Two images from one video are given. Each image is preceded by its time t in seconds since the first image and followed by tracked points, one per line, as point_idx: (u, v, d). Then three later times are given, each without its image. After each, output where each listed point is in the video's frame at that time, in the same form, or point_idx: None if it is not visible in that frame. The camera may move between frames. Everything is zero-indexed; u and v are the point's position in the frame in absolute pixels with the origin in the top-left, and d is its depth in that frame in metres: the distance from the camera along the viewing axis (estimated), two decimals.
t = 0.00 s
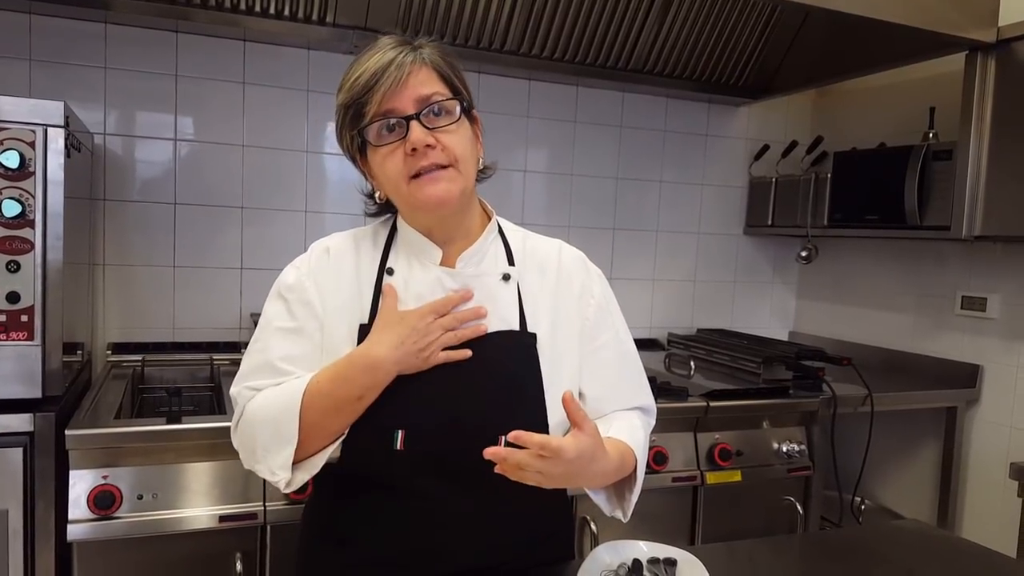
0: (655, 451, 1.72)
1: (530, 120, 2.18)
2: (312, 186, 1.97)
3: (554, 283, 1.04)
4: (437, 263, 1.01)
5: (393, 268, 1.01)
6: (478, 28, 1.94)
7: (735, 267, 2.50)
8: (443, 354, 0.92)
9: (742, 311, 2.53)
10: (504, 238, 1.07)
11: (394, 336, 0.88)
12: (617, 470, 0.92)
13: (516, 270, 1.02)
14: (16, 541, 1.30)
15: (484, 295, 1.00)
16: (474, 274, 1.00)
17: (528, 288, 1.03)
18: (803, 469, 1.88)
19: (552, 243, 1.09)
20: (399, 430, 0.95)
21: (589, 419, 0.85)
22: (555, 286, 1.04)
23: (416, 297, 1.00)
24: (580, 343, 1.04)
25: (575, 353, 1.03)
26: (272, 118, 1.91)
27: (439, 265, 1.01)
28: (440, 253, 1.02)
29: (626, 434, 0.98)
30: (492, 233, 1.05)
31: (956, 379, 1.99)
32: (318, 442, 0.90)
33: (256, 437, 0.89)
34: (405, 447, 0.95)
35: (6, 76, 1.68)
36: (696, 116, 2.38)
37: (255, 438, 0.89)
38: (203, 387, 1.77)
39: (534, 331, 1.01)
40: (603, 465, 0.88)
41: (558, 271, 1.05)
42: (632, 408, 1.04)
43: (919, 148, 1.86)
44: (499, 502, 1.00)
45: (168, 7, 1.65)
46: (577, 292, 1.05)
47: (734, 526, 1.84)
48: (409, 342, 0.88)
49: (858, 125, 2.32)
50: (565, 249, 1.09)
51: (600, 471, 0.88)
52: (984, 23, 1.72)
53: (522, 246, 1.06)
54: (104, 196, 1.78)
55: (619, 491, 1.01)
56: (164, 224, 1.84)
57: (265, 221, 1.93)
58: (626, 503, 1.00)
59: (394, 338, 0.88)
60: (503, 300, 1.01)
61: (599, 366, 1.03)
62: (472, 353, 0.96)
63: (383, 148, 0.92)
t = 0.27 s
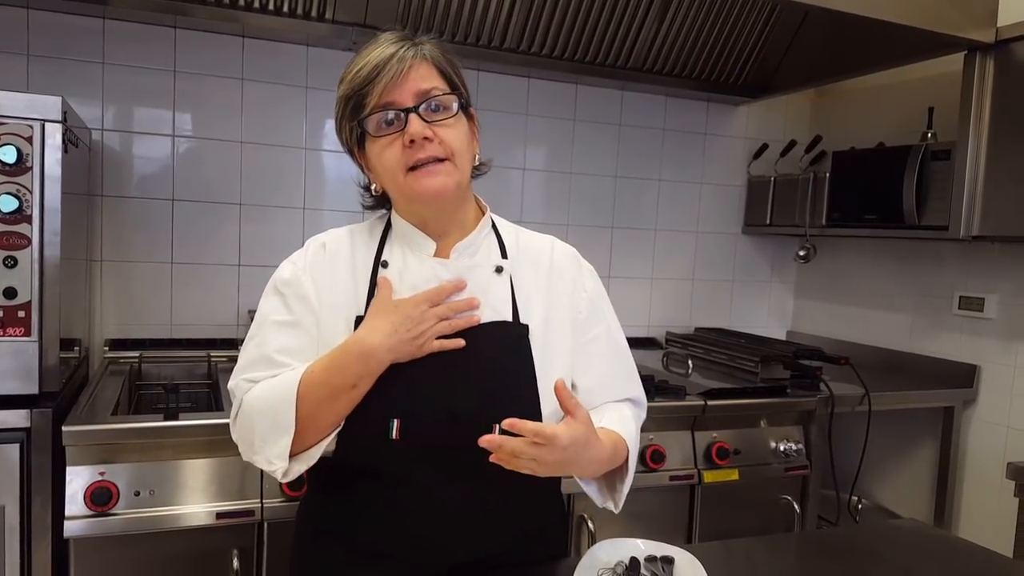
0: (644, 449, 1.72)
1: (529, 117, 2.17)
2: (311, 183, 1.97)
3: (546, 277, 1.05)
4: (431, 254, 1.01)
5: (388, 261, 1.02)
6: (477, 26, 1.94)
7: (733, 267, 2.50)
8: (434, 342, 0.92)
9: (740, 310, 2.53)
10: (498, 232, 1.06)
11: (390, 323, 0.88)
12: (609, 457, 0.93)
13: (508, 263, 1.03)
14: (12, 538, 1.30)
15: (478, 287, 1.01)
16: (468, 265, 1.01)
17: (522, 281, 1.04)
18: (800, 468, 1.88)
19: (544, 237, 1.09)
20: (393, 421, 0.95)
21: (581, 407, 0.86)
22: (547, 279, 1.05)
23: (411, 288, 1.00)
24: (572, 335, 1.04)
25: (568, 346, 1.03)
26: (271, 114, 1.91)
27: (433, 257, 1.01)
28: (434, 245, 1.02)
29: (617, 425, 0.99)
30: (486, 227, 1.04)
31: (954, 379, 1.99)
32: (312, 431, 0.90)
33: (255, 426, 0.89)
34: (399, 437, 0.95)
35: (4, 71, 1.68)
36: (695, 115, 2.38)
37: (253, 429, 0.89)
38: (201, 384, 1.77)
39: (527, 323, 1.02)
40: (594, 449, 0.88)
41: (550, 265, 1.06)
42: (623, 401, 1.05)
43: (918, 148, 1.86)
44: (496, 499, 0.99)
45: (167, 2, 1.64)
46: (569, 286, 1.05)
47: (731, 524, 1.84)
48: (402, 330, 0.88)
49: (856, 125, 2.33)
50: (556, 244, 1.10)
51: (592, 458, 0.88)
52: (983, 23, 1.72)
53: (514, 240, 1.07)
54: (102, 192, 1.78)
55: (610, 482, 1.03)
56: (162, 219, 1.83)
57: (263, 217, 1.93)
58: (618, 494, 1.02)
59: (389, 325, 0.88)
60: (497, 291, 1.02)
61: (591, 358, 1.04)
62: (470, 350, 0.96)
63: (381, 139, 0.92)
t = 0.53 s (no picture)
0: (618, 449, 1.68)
1: (529, 115, 2.17)
2: (311, 180, 1.96)
3: (537, 269, 1.11)
4: (426, 244, 1.06)
5: (384, 253, 1.06)
6: (478, 23, 1.93)
7: (733, 265, 2.50)
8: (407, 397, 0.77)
9: (741, 308, 2.53)
10: (491, 226, 1.12)
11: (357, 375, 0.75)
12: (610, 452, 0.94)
13: (500, 254, 1.09)
14: (13, 535, 1.30)
15: (471, 277, 1.06)
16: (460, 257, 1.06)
17: (514, 271, 1.09)
18: (801, 466, 1.88)
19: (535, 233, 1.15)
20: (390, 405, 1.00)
21: (582, 404, 0.86)
22: (538, 271, 1.11)
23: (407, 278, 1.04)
24: (563, 324, 1.09)
25: (559, 333, 1.08)
26: (271, 111, 1.90)
27: (428, 247, 1.06)
28: (429, 236, 1.07)
29: (615, 417, 1.02)
30: (479, 219, 1.10)
31: (955, 376, 1.99)
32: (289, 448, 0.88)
33: (246, 428, 0.88)
34: (395, 421, 1.00)
35: (4, 68, 1.68)
36: (696, 113, 2.38)
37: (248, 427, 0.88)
38: (201, 382, 1.77)
39: (519, 311, 1.07)
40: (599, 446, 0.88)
41: (542, 257, 1.12)
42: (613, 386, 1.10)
43: (919, 145, 1.86)
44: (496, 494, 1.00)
45: None
46: (560, 277, 1.11)
47: (732, 522, 1.84)
48: (362, 387, 0.75)
49: (857, 122, 2.32)
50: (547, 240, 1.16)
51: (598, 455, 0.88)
52: (985, 20, 1.72)
53: (507, 235, 1.13)
54: (102, 189, 1.78)
55: (607, 472, 1.04)
56: (162, 216, 1.83)
57: (263, 214, 1.93)
58: (614, 484, 1.02)
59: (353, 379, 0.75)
60: (489, 281, 1.07)
61: (581, 346, 1.10)
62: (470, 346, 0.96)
63: (385, 133, 0.93)
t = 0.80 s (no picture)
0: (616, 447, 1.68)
1: (530, 112, 2.17)
2: (311, 178, 1.96)
3: (537, 266, 1.11)
4: (426, 239, 1.06)
5: (385, 247, 1.06)
6: (478, 20, 1.93)
7: (734, 263, 2.50)
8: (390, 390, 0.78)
9: (742, 306, 2.53)
10: (491, 223, 1.12)
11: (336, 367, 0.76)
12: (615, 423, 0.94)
13: (500, 250, 1.09)
14: (13, 532, 1.30)
15: (470, 272, 1.06)
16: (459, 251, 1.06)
17: (512, 267, 1.09)
18: (801, 464, 1.88)
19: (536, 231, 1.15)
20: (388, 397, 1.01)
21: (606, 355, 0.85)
22: (538, 267, 1.10)
23: (405, 272, 1.04)
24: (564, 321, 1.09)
25: (558, 329, 1.08)
26: (271, 109, 1.90)
27: (428, 241, 1.06)
28: (429, 230, 1.07)
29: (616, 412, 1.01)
30: (480, 216, 1.10)
31: (955, 375, 1.99)
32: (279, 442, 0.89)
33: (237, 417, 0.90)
34: (394, 412, 1.02)
35: (3, 65, 1.67)
36: (696, 111, 2.38)
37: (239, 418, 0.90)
38: (201, 379, 1.77)
39: (517, 306, 1.07)
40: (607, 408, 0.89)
41: (542, 254, 1.12)
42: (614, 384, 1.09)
43: (920, 143, 1.85)
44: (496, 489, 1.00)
45: None
46: (560, 274, 1.11)
47: (732, 520, 1.84)
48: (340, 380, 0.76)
49: (858, 120, 2.32)
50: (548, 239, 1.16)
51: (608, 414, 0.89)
52: (987, 17, 1.71)
53: (508, 232, 1.13)
54: (102, 186, 1.78)
55: (609, 458, 1.04)
56: (161, 213, 1.83)
57: (263, 212, 1.92)
58: (618, 469, 1.02)
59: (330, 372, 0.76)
60: (487, 277, 1.07)
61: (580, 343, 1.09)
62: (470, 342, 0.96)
63: (395, 117, 0.94)
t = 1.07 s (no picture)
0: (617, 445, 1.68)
1: (531, 110, 2.16)
2: (312, 175, 1.96)
3: (536, 265, 1.11)
4: (427, 238, 1.06)
5: (386, 245, 1.06)
6: (480, 17, 1.93)
7: (734, 261, 2.49)
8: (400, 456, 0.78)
9: (742, 304, 2.52)
10: (490, 222, 1.12)
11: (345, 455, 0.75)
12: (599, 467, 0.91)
13: (500, 250, 1.08)
14: (13, 529, 1.30)
15: (470, 272, 1.06)
16: (460, 250, 1.06)
17: (512, 267, 1.09)
18: (801, 463, 1.87)
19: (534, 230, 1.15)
20: (388, 395, 0.99)
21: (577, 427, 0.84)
22: (536, 267, 1.10)
23: (406, 272, 1.04)
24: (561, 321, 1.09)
25: (557, 330, 1.08)
26: (272, 106, 1.90)
27: (429, 240, 1.06)
28: (430, 229, 1.07)
29: (603, 425, 1.02)
30: (480, 215, 1.10)
31: (957, 374, 1.98)
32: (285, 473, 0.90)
33: (244, 436, 0.91)
34: (394, 410, 0.99)
35: (4, 61, 1.67)
36: (698, 109, 2.37)
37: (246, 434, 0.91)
38: (201, 376, 1.77)
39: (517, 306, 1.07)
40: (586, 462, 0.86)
41: (540, 254, 1.12)
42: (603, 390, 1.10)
43: (922, 141, 1.85)
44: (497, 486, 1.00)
45: None
46: (558, 275, 1.11)
47: (732, 518, 1.84)
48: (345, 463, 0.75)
49: (860, 118, 2.32)
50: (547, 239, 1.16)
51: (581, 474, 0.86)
52: (989, 16, 1.71)
53: (506, 231, 1.12)
54: (102, 183, 1.77)
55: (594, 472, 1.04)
56: (162, 210, 1.83)
57: (263, 209, 1.92)
58: (599, 485, 1.03)
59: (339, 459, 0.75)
60: (487, 277, 1.07)
61: (578, 344, 1.09)
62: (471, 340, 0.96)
63: (402, 111, 0.95)
